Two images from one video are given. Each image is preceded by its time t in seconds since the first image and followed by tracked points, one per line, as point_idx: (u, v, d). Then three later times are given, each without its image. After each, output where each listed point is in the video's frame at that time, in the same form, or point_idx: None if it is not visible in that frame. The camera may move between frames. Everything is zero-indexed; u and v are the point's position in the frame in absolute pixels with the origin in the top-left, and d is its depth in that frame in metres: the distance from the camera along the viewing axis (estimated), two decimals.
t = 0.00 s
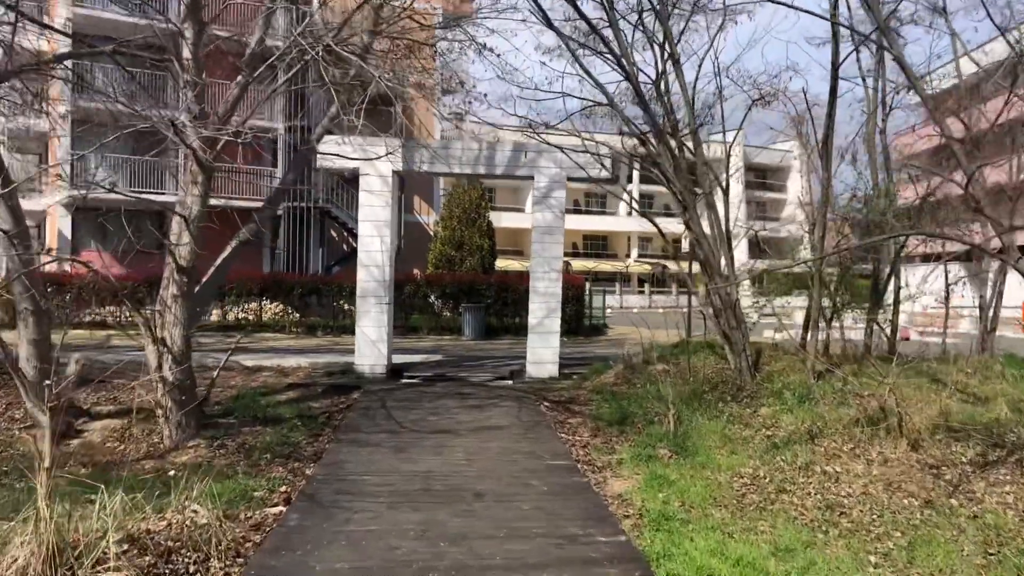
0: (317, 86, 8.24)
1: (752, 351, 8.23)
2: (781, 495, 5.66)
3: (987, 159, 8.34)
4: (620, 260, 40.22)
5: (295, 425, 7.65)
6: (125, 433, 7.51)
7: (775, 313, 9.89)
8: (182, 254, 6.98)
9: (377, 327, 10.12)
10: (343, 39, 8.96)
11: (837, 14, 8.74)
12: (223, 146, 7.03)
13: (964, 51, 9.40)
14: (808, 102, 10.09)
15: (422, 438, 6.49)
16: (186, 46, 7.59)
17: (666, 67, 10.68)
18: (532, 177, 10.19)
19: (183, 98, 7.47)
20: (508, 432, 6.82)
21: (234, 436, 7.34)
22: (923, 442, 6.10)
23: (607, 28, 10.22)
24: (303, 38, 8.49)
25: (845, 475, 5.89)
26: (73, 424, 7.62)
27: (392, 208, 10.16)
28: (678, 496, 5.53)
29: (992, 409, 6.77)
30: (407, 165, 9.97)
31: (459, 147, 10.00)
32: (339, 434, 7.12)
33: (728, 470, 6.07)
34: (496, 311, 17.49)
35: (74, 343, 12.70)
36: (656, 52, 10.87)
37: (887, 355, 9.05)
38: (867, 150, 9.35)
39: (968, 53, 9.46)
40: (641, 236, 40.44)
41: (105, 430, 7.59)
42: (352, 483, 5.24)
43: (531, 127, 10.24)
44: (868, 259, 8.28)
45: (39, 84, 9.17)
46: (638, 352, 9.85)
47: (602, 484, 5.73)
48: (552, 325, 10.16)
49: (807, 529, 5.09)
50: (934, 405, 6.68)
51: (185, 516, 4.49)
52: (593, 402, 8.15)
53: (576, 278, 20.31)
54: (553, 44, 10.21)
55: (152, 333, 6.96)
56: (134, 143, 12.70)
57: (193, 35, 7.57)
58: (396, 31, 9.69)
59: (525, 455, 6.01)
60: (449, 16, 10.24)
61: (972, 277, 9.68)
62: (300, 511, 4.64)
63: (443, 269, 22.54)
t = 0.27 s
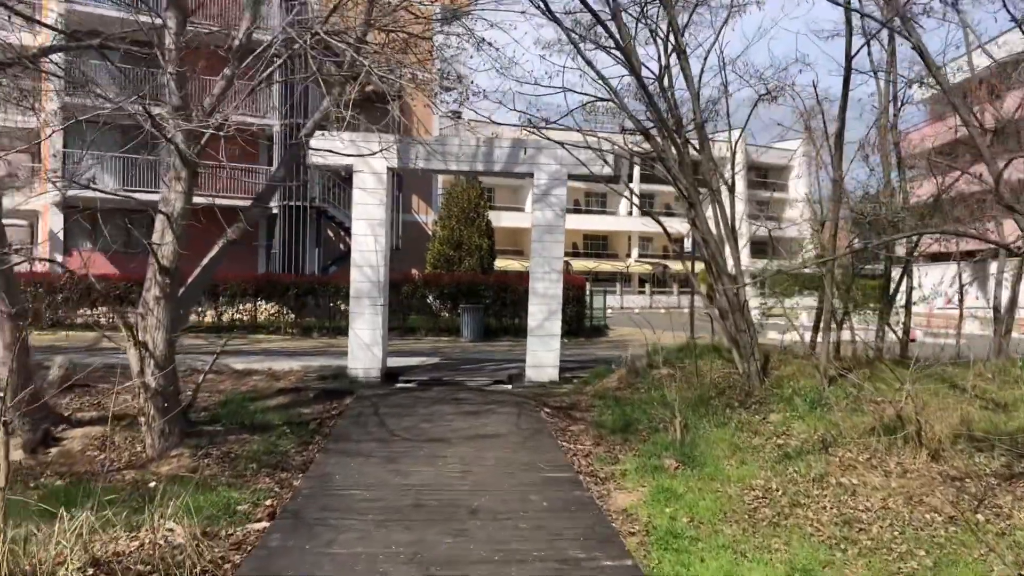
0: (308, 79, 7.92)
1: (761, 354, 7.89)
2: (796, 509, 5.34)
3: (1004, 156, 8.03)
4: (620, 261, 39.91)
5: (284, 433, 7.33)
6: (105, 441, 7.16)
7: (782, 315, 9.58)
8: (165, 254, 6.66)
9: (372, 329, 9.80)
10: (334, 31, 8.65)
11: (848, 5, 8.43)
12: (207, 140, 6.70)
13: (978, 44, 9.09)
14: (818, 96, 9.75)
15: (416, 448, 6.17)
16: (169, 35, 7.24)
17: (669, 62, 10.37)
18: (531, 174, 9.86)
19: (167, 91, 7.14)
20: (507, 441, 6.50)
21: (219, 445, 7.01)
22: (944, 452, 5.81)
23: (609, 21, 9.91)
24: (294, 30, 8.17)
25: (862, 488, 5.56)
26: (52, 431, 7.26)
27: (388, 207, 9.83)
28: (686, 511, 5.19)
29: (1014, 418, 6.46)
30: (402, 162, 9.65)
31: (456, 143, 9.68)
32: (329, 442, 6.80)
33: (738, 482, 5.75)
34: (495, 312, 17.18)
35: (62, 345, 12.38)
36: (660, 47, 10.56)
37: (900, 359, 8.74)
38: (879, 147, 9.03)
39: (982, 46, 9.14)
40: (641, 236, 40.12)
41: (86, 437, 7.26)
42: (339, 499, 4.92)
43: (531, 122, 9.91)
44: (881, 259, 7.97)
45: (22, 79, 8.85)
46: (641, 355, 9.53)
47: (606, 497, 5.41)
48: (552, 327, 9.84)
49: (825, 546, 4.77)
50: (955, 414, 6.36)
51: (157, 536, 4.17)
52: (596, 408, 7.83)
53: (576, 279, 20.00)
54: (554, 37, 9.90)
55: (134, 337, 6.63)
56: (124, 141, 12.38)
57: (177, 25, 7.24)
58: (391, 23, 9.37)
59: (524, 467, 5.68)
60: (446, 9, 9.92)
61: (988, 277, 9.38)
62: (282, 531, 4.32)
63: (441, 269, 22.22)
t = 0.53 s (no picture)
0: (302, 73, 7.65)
1: (771, 359, 7.63)
2: (813, 523, 5.07)
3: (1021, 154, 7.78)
4: (620, 261, 39.64)
5: (278, 440, 7.06)
6: (92, 449, 6.90)
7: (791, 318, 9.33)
8: (153, 255, 6.39)
9: (369, 332, 9.53)
10: (330, 25, 8.38)
11: None
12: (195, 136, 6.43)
13: (992, 39, 8.84)
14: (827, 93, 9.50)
15: (414, 458, 5.91)
16: (157, 27, 6.98)
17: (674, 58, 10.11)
18: (533, 173, 9.59)
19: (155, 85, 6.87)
20: (508, 450, 6.24)
21: (210, 453, 6.75)
22: (967, 463, 5.57)
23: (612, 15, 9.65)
24: (288, 22, 7.90)
25: (881, 501, 5.29)
26: (36, 438, 7.00)
27: (385, 207, 9.57)
28: (698, 526, 4.93)
29: None
30: (400, 160, 9.38)
31: (456, 141, 9.42)
32: (325, 451, 6.54)
33: (751, 494, 5.49)
34: (495, 313, 16.92)
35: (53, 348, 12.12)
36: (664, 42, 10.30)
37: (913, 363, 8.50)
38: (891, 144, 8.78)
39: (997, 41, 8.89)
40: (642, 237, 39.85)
41: (72, 445, 7.00)
42: (333, 514, 4.66)
43: (532, 120, 9.65)
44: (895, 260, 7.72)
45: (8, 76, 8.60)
46: (646, 358, 9.27)
47: (613, 511, 5.15)
48: (555, 330, 9.58)
49: (847, 564, 4.50)
50: (976, 422, 6.11)
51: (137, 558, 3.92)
52: (600, 414, 7.57)
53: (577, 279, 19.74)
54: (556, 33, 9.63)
55: (121, 341, 6.37)
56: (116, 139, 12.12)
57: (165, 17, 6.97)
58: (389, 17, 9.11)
59: (527, 479, 5.43)
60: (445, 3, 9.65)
61: (1002, 278, 9.15)
62: (271, 551, 4.07)
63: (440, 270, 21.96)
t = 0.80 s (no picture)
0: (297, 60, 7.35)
1: (785, 361, 7.32)
2: (838, 534, 4.76)
3: None
4: (621, 261, 39.32)
5: (272, 447, 6.75)
6: (76, 455, 6.59)
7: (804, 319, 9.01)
8: (139, 250, 6.09)
9: (367, 333, 9.22)
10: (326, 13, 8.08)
11: None
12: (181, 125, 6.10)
13: (1012, 28, 8.54)
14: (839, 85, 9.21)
15: (414, 466, 5.61)
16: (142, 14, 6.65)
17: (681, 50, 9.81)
18: (538, 169, 9.29)
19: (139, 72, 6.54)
20: (514, 457, 5.94)
21: (199, 460, 6.43)
22: (1000, 472, 5.29)
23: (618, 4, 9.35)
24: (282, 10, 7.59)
25: (910, 512, 4.98)
26: (18, 444, 6.70)
27: (383, 203, 9.25)
28: (716, 540, 4.62)
29: None
30: (399, 155, 9.07)
31: (457, 135, 9.10)
32: (320, 457, 6.23)
33: (771, 505, 5.19)
34: (496, 313, 16.61)
35: (43, 348, 11.80)
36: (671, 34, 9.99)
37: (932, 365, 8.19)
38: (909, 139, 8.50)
39: (1016, 31, 8.59)
40: (643, 236, 39.54)
41: (56, 451, 6.68)
42: (326, 528, 4.34)
43: (535, 113, 9.34)
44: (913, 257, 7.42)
45: None
46: (654, 360, 8.96)
47: (625, 523, 4.84)
48: (559, 331, 9.26)
49: None
50: (1005, 427, 5.82)
51: None
52: (608, 418, 7.28)
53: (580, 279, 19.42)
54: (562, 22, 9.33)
55: (104, 343, 6.05)
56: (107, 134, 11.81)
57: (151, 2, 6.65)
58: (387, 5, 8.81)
59: (533, 488, 5.12)
60: None
61: (1023, 277, 8.85)
62: (259, 569, 3.75)
63: (440, 270, 21.65)
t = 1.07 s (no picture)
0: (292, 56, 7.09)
1: (798, 369, 7.07)
2: (861, 555, 4.49)
3: None
4: (621, 262, 39.06)
5: (265, 458, 6.50)
6: (61, 467, 6.34)
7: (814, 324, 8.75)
8: (126, 255, 5.83)
9: (365, 338, 8.96)
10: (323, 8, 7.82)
11: None
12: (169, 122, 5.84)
13: None
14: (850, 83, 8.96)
15: (413, 480, 5.36)
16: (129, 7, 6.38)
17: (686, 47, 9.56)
18: (541, 169, 9.03)
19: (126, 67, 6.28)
20: (517, 470, 5.69)
21: (189, 472, 6.17)
22: None
23: None
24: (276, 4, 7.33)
25: (936, 531, 4.73)
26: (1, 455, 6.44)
27: (382, 204, 8.99)
28: (731, 562, 4.34)
29: None
30: (397, 154, 8.81)
31: (458, 134, 8.85)
32: (315, 469, 5.98)
33: (788, 523, 4.92)
34: (497, 315, 16.36)
35: (33, 352, 11.53)
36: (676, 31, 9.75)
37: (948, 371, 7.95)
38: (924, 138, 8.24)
39: None
40: (643, 237, 39.27)
41: (40, 462, 6.42)
42: (318, 551, 4.09)
43: (538, 111, 9.09)
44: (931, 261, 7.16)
45: None
46: (660, 366, 8.71)
47: (635, 543, 4.60)
48: (562, 336, 9.01)
49: None
50: None
51: None
52: (614, 427, 7.03)
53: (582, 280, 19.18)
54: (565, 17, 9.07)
55: (89, 351, 5.79)
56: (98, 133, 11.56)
57: None
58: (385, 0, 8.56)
59: (539, 506, 4.86)
60: None
61: None
62: None
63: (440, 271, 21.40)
